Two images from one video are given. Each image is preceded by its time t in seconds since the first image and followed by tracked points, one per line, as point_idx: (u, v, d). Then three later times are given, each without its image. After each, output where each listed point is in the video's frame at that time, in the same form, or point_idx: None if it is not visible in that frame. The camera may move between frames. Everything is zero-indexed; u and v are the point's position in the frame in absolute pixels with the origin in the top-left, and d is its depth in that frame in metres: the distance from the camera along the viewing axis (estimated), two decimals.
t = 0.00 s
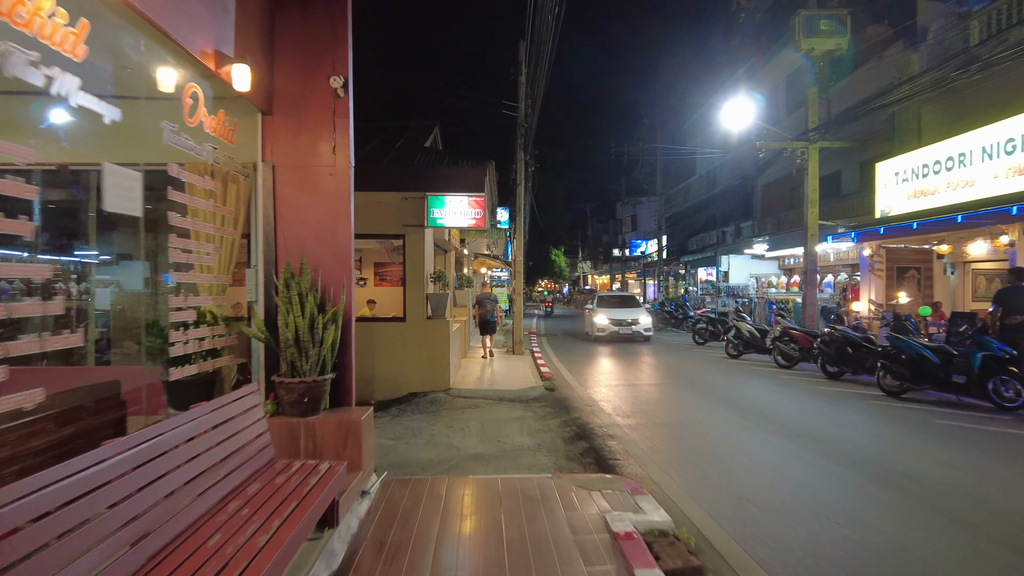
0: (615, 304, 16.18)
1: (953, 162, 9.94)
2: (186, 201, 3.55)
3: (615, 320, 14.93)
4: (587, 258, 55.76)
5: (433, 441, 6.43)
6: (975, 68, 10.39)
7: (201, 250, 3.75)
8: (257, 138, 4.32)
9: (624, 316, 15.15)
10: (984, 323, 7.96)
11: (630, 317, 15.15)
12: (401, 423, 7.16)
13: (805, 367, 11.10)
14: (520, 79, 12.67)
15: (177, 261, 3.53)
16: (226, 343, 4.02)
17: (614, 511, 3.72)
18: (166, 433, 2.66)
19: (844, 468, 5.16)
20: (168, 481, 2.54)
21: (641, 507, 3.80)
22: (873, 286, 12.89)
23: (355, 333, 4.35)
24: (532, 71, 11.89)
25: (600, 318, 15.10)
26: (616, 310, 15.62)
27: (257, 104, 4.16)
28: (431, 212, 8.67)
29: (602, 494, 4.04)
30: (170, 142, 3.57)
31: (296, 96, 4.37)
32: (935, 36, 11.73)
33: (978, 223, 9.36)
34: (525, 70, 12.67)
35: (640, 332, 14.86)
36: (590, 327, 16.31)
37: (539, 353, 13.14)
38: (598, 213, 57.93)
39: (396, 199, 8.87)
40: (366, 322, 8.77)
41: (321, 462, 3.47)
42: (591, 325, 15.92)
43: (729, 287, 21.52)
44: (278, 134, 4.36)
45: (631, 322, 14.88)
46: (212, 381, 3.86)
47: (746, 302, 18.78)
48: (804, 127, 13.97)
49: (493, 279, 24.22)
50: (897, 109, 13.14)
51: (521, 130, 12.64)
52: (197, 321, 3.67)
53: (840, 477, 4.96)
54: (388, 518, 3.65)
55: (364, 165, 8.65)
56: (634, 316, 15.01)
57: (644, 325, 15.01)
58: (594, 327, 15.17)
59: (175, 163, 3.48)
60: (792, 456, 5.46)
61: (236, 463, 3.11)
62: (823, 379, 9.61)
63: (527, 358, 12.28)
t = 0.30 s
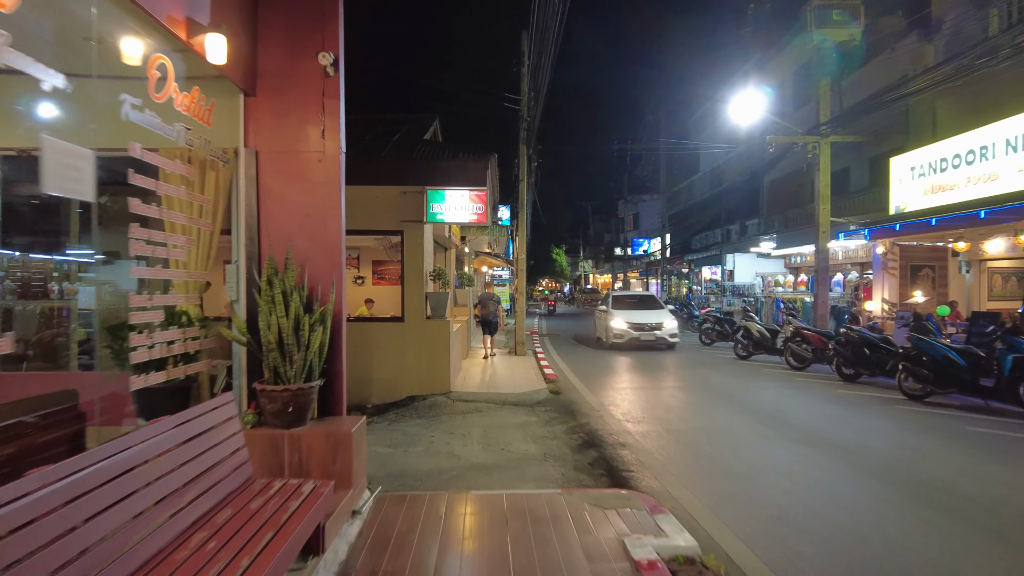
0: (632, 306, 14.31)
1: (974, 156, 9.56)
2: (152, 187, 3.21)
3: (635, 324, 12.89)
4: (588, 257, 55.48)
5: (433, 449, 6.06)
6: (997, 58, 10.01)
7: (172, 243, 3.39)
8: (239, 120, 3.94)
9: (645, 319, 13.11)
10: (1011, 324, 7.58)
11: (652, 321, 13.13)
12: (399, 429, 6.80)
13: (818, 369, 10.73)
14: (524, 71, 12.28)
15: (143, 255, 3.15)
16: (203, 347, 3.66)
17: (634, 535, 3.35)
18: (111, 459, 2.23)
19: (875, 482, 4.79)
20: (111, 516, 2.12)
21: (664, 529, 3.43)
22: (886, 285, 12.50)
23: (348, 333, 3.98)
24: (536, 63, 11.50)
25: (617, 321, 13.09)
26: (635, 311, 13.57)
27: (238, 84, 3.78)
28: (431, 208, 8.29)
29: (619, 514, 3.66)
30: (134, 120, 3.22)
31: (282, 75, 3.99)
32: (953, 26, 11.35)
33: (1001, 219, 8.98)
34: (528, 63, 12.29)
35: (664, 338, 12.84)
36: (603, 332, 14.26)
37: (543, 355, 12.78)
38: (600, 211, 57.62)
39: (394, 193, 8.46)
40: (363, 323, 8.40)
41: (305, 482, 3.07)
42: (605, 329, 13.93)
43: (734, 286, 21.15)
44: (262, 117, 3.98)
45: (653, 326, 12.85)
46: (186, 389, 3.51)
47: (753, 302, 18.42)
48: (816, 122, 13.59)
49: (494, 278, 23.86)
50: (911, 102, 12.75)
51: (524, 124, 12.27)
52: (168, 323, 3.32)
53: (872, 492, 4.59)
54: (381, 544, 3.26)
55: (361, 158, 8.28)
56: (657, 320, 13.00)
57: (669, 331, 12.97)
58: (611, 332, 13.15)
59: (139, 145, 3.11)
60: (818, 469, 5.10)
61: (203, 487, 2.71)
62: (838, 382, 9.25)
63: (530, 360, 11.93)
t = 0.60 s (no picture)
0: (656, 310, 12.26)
1: (993, 152, 9.21)
2: (105, 172, 2.87)
3: (665, 333, 10.80)
4: (588, 257, 55.25)
5: (431, 460, 5.72)
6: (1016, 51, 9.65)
7: (133, 238, 3.04)
8: (217, 106, 3.60)
9: (676, 326, 10.99)
10: None
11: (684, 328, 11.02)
12: (396, 439, 6.46)
13: (830, 372, 10.38)
14: (525, 65, 11.92)
15: (95, 251, 2.80)
16: (174, 355, 3.32)
17: (650, 563, 3.01)
18: (39, 493, 1.86)
19: (906, 499, 4.46)
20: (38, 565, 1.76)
21: (685, 557, 3.08)
22: (898, 285, 12.13)
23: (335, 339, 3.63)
24: (539, 56, 11.14)
25: (642, 329, 11.02)
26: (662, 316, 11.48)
27: (213, 64, 3.44)
28: (429, 204, 7.94)
29: (634, 539, 3.32)
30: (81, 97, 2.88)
31: (263, 56, 3.65)
32: (969, 18, 10.99)
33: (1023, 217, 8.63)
34: (530, 56, 11.92)
35: (700, 349, 10.76)
36: (624, 340, 12.21)
37: (545, 357, 12.43)
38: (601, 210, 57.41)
39: (390, 189, 8.08)
40: (358, 325, 8.05)
41: (283, 509, 2.73)
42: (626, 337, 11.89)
43: (739, 286, 20.85)
44: (242, 102, 3.64)
45: (686, 334, 10.78)
46: (154, 401, 3.17)
47: (758, 302, 18.10)
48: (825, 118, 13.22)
49: (494, 277, 23.58)
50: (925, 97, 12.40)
51: (526, 120, 11.91)
52: (127, 329, 3.00)
53: (904, 511, 4.26)
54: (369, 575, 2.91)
55: (356, 153, 7.93)
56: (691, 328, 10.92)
57: (704, 340, 10.90)
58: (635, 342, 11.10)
59: (88, 126, 2.73)
60: (842, 484, 4.77)
61: (161, 519, 2.34)
62: (852, 386, 8.90)
63: (532, 362, 11.57)
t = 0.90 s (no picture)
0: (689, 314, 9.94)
1: (1012, 145, 8.84)
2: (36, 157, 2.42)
3: (711, 347, 8.25)
4: (589, 258, 54.94)
5: (426, 474, 5.33)
6: None
7: (70, 231, 2.68)
8: (182, 86, 3.23)
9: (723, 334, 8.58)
10: None
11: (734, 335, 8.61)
12: (389, 450, 6.08)
13: (843, 376, 10.01)
14: (526, 58, 11.55)
15: (22, 247, 2.40)
16: (129, 368, 2.93)
17: None
18: None
19: (941, 513, 4.10)
20: None
21: None
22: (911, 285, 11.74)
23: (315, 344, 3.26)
24: (539, 48, 10.75)
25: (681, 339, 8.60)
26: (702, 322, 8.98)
27: (178, 38, 3.07)
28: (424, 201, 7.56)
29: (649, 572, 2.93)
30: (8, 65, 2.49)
31: (235, 31, 3.28)
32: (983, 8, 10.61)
33: None
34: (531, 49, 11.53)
35: (755, 368, 8.23)
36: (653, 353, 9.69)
37: (547, 360, 12.06)
38: (602, 211, 57.08)
39: (384, 184, 7.69)
40: (351, 327, 7.67)
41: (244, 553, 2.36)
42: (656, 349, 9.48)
43: (743, 287, 20.51)
44: (211, 82, 3.27)
45: (737, 349, 8.24)
46: (104, 418, 2.81)
47: (763, 303, 17.74)
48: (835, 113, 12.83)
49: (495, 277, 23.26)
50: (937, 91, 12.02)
51: (526, 115, 11.52)
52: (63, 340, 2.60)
53: (936, 528, 3.88)
54: None
55: (348, 146, 7.57)
56: (743, 339, 8.37)
57: (761, 355, 8.33)
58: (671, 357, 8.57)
59: None
60: (871, 497, 4.40)
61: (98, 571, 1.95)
62: (868, 391, 8.51)
63: (533, 365, 11.19)
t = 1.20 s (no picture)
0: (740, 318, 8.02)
1: None
2: None
3: (799, 367, 6.12)
4: (590, 257, 54.62)
5: (423, 485, 4.96)
6: None
7: None
8: (143, 55, 2.85)
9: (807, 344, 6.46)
10: None
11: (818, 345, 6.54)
12: (385, 458, 5.71)
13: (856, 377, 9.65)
14: (527, 49, 11.17)
15: None
16: (78, 373, 2.59)
17: None
18: None
19: (983, 529, 3.75)
20: None
21: None
22: (925, 283, 11.38)
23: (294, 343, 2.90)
24: (541, 37, 10.36)
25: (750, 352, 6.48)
26: (778, 331, 6.82)
27: None
28: (422, 193, 7.19)
29: None
30: None
31: None
32: None
33: None
34: (531, 39, 11.13)
35: (858, 395, 6.09)
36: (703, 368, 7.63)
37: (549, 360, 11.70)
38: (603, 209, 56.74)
39: (379, 176, 7.30)
40: (344, 327, 7.30)
41: None
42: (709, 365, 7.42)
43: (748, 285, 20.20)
44: (176, 51, 2.88)
45: (835, 371, 6.10)
46: (48, 433, 2.44)
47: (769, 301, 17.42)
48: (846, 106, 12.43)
49: (494, 276, 22.94)
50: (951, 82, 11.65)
51: (527, 107, 11.13)
52: None
53: (981, 545, 3.53)
54: None
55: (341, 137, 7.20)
56: (840, 356, 6.23)
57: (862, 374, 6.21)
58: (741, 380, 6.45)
59: None
60: (906, 510, 4.05)
61: None
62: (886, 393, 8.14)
63: (535, 365, 10.82)
